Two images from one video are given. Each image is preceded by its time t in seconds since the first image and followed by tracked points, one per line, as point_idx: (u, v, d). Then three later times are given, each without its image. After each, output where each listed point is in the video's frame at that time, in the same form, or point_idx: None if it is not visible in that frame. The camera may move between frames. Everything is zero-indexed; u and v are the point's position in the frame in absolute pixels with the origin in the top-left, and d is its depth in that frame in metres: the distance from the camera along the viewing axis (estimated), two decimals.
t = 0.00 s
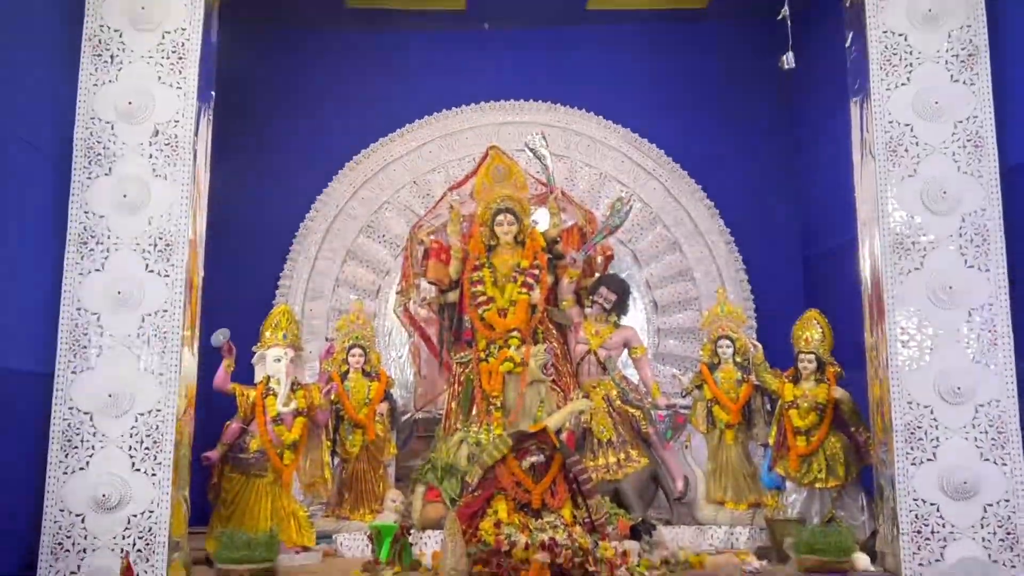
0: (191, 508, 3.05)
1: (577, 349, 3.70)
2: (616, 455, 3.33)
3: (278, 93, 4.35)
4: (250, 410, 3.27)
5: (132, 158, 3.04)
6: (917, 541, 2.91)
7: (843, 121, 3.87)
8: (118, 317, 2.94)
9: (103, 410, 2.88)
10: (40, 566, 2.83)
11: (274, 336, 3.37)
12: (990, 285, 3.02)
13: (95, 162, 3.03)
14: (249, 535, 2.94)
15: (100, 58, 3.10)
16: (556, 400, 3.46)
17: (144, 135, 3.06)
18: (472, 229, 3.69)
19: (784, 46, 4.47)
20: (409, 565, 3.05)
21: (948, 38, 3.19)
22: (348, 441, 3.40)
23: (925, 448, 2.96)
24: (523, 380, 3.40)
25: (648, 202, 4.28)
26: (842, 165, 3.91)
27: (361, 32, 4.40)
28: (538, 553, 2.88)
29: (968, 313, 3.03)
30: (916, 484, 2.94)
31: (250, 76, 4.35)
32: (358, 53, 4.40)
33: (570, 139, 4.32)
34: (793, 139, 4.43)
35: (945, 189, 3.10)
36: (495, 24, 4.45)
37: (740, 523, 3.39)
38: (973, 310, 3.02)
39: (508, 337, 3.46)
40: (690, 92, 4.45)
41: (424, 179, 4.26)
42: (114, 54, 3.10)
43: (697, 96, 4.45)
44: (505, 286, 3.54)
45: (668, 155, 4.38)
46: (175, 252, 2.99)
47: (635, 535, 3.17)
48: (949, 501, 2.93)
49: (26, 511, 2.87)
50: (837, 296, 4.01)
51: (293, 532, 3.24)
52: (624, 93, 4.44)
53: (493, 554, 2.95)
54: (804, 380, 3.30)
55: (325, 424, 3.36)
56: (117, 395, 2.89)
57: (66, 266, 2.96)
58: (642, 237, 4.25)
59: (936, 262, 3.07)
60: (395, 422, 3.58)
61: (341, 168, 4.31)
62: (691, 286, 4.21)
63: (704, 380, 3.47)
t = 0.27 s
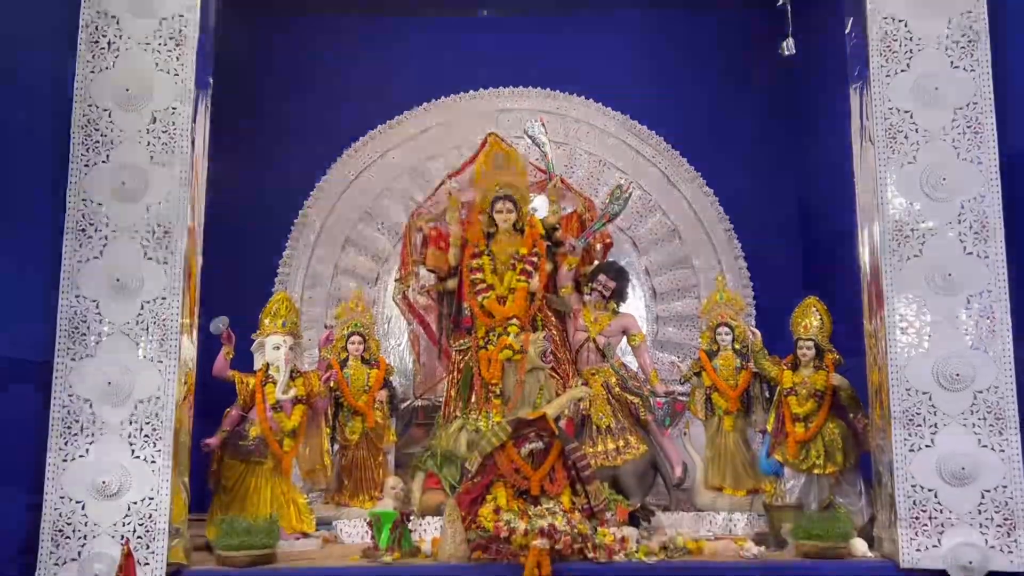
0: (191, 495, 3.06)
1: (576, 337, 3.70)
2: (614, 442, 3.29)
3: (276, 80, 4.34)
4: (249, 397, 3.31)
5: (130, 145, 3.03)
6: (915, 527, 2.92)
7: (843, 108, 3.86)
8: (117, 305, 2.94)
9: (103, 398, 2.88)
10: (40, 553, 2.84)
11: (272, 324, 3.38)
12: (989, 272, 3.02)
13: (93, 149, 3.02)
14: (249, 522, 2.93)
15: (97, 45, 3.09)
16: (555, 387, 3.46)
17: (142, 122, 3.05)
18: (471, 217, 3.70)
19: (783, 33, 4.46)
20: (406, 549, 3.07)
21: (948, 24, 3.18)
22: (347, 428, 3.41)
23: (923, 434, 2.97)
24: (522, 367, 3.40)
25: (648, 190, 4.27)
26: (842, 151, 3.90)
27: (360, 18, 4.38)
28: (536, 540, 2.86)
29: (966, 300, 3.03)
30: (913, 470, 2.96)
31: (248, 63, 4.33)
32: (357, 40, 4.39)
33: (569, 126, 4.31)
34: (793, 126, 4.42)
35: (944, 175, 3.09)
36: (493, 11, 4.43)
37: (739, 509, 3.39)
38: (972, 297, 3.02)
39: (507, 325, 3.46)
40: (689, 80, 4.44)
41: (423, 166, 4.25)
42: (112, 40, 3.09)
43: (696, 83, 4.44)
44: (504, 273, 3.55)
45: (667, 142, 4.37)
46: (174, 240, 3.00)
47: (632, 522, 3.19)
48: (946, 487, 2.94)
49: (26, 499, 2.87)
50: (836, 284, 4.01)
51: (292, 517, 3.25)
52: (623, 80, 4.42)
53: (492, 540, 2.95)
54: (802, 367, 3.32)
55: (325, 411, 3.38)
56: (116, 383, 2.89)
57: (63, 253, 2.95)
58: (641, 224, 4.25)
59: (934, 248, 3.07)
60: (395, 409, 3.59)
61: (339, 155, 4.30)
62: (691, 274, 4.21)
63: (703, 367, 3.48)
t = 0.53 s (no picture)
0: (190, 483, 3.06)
1: (575, 325, 3.68)
2: (613, 430, 3.30)
3: (274, 66, 4.32)
4: (249, 385, 3.31)
5: (128, 132, 3.02)
6: (913, 513, 2.93)
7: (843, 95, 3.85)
8: (116, 293, 2.94)
9: (102, 385, 2.88)
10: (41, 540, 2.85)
11: (272, 311, 3.38)
12: (988, 259, 3.03)
13: (91, 136, 3.01)
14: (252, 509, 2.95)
15: (94, 31, 3.07)
16: (554, 374, 3.47)
17: (140, 109, 3.04)
18: (470, 204, 3.70)
19: (783, 19, 4.45)
20: (406, 537, 3.02)
21: (948, 10, 3.16)
22: (347, 416, 3.41)
23: (922, 421, 2.98)
24: (521, 355, 3.41)
25: (647, 177, 4.26)
26: (842, 139, 3.90)
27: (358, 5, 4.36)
28: (536, 526, 2.89)
29: (965, 287, 3.03)
30: (911, 456, 2.96)
31: (246, 50, 4.32)
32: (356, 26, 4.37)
33: (568, 113, 4.30)
34: (792, 113, 4.41)
35: (944, 163, 3.09)
36: None
37: (737, 495, 3.42)
38: (970, 284, 3.03)
39: (506, 313, 3.47)
40: (689, 66, 4.42)
41: (422, 153, 4.24)
42: (109, 27, 3.08)
43: (695, 69, 4.42)
44: (503, 260, 3.55)
45: (667, 129, 4.36)
46: (172, 227, 2.98)
47: (631, 509, 3.20)
48: (944, 474, 2.95)
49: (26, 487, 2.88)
50: (835, 272, 4.01)
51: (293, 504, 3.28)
52: (622, 67, 4.41)
53: (492, 526, 2.93)
54: (802, 354, 3.32)
55: (325, 399, 3.39)
56: (115, 370, 2.89)
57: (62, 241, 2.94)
58: (640, 212, 4.24)
59: (934, 235, 3.06)
60: (394, 396, 3.59)
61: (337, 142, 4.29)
62: (689, 262, 4.21)
63: (701, 354, 3.50)
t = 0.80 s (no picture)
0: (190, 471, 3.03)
1: (574, 313, 3.68)
2: (612, 418, 3.31)
3: (272, 54, 4.30)
4: (248, 372, 3.28)
5: (126, 119, 3.01)
6: (911, 500, 2.94)
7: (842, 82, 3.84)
8: (114, 281, 2.93)
9: (101, 373, 2.89)
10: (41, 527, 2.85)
11: (271, 300, 3.35)
12: (987, 247, 3.03)
13: (89, 124, 3.00)
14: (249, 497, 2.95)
15: (91, 18, 3.06)
16: (552, 362, 3.48)
17: (138, 97, 3.03)
18: (469, 192, 3.70)
19: (782, 7, 4.43)
20: (405, 523, 3.02)
21: None
22: (346, 404, 3.43)
23: (920, 409, 2.99)
24: (520, 343, 3.42)
25: (646, 165, 4.25)
26: (841, 127, 3.89)
27: None
28: (535, 513, 2.86)
29: (964, 275, 3.03)
30: (909, 444, 2.98)
31: (244, 38, 4.30)
32: (354, 14, 4.35)
33: (567, 101, 4.29)
34: (792, 101, 4.41)
35: (944, 150, 3.08)
36: None
37: (736, 483, 3.37)
38: (969, 272, 3.03)
39: (505, 301, 3.48)
40: (688, 54, 4.41)
41: (420, 141, 4.23)
42: (105, 14, 3.06)
43: (694, 57, 4.41)
44: (502, 249, 3.56)
45: (666, 117, 4.35)
46: (170, 215, 2.98)
47: (630, 497, 3.16)
48: (942, 461, 2.96)
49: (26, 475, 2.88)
50: (833, 260, 4.02)
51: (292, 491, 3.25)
52: (622, 54, 4.39)
53: (491, 514, 2.92)
54: (800, 342, 3.32)
55: (323, 387, 3.39)
56: (114, 358, 2.89)
57: (60, 229, 2.94)
58: (639, 200, 4.24)
59: (933, 223, 3.06)
60: (392, 383, 3.58)
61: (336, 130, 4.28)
62: (689, 250, 4.21)
63: (700, 342, 3.51)
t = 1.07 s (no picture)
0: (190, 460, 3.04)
1: (574, 302, 3.69)
2: (611, 406, 3.35)
3: (271, 42, 4.29)
4: (247, 361, 3.28)
5: (125, 108, 3.01)
6: (908, 489, 2.95)
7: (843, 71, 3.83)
8: (113, 270, 2.93)
9: (100, 362, 2.89)
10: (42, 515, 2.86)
11: (270, 289, 3.34)
12: (986, 235, 3.02)
13: (87, 113, 2.99)
14: (248, 485, 3.00)
15: (89, 6, 3.05)
16: (551, 351, 3.47)
17: (136, 85, 3.02)
18: (468, 181, 3.69)
19: None
20: (404, 511, 3.03)
21: None
22: (345, 393, 3.43)
23: (918, 397, 2.99)
24: (519, 333, 3.42)
25: (646, 154, 4.25)
26: (841, 115, 3.88)
27: None
28: (535, 501, 2.88)
29: (963, 263, 3.03)
30: (907, 433, 2.98)
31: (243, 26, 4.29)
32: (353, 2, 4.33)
33: (567, 89, 4.28)
34: (792, 89, 4.40)
35: (943, 139, 3.08)
36: None
37: (735, 472, 3.38)
38: (969, 260, 3.03)
39: (504, 290, 3.48)
40: (688, 42, 4.39)
41: (419, 130, 4.23)
42: (103, 2, 3.05)
43: (695, 45, 4.39)
44: (501, 238, 3.55)
45: (666, 106, 4.34)
46: (168, 204, 2.98)
47: (631, 485, 3.13)
48: (940, 450, 2.97)
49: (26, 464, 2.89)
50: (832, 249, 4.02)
51: (291, 480, 3.26)
52: (621, 42, 4.38)
53: (490, 502, 2.94)
54: (799, 331, 3.32)
55: (322, 376, 3.38)
56: (113, 347, 2.89)
57: (59, 218, 2.94)
58: (638, 189, 4.24)
59: (933, 212, 3.06)
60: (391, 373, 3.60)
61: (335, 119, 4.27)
62: (688, 239, 4.21)
63: (700, 331, 3.48)
